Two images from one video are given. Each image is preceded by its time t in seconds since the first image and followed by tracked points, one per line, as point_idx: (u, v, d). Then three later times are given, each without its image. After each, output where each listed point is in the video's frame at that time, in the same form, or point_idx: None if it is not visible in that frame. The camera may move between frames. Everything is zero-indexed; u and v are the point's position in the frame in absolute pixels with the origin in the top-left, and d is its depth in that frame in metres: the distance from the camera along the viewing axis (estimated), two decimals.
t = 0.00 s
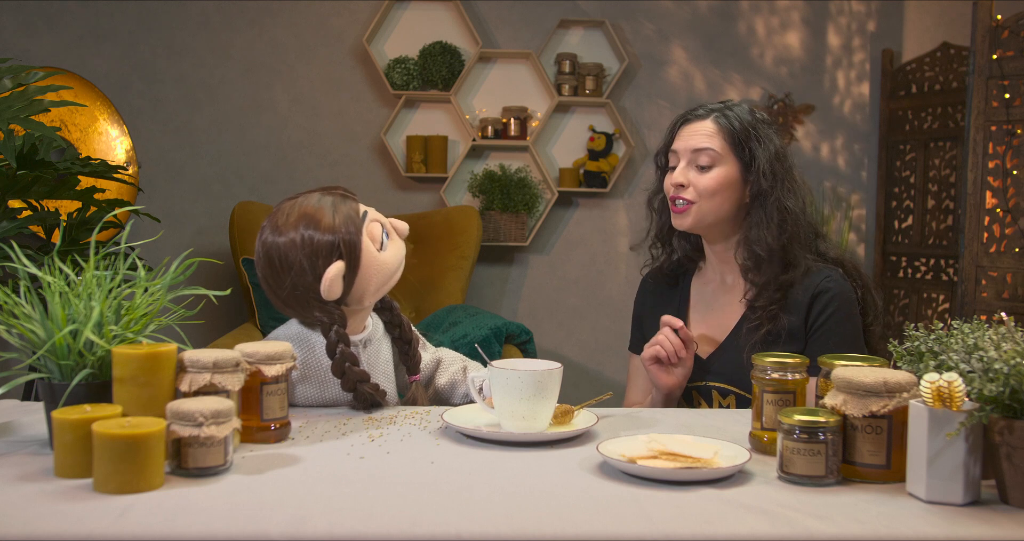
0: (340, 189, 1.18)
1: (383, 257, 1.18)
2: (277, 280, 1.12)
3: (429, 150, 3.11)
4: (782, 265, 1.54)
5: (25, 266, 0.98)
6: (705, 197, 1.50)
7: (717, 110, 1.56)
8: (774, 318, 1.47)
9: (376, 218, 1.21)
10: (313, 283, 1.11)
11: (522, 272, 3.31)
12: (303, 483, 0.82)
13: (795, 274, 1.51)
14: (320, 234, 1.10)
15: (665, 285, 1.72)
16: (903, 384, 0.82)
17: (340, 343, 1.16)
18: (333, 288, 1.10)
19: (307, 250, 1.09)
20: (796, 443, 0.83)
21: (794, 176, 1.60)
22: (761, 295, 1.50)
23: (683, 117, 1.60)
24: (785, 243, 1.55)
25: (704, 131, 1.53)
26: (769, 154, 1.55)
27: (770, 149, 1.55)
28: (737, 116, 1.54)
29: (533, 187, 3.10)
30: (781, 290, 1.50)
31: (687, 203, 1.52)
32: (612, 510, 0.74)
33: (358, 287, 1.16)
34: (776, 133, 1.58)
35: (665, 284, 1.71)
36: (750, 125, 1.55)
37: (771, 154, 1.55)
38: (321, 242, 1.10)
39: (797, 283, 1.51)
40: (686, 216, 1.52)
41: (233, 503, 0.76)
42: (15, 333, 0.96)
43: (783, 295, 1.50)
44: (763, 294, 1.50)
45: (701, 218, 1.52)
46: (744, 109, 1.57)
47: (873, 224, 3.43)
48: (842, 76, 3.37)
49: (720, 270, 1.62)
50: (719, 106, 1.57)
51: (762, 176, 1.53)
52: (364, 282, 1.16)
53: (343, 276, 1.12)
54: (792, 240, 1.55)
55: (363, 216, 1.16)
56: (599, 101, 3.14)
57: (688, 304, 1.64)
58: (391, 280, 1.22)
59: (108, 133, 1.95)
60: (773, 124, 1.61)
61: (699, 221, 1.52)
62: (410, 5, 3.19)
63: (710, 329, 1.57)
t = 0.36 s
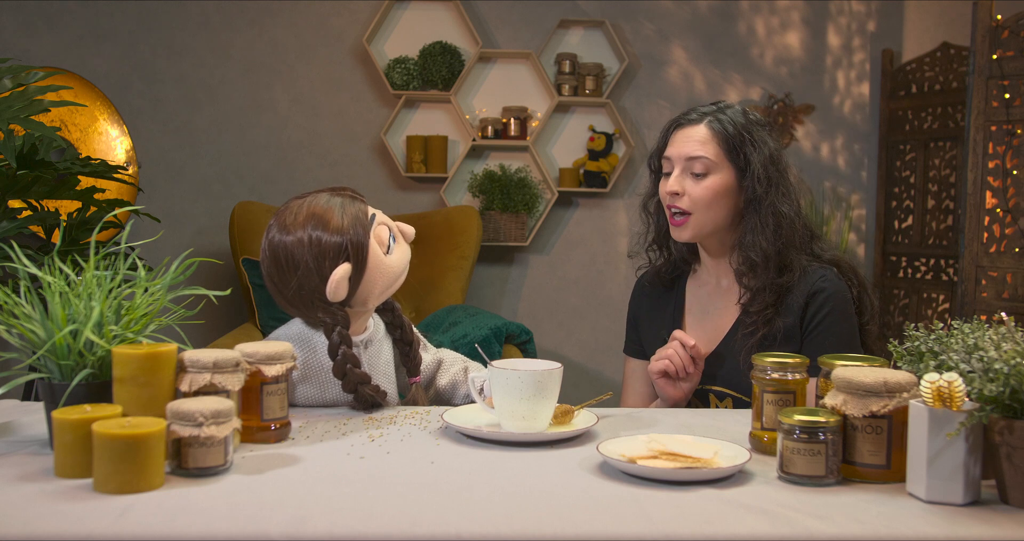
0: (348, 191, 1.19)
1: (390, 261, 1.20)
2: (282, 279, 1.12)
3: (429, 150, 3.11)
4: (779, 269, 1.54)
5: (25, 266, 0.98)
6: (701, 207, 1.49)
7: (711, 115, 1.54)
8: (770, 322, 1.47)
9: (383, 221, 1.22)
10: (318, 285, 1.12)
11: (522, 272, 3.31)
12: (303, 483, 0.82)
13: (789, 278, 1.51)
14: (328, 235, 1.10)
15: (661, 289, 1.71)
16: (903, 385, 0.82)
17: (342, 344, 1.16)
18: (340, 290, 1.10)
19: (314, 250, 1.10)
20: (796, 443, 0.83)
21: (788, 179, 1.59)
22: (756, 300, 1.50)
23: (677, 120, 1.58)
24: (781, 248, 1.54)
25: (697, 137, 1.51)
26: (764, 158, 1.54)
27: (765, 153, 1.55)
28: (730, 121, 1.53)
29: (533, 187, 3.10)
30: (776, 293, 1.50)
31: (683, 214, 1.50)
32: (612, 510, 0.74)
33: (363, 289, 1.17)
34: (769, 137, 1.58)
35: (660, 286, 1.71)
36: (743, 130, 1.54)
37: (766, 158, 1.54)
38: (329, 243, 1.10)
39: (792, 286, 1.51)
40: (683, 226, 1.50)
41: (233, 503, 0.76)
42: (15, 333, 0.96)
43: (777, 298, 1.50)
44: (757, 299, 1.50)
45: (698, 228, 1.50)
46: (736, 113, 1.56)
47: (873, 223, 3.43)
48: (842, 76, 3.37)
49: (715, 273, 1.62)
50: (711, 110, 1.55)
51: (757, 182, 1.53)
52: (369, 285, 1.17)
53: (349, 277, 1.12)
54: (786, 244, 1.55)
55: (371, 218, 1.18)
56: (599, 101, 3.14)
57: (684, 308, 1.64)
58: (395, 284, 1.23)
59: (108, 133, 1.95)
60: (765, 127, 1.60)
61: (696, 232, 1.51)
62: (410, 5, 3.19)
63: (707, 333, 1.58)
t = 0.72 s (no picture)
0: (346, 191, 1.19)
1: (389, 260, 1.20)
2: (281, 280, 1.12)
3: (429, 150, 3.11)
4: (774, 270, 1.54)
5: (25, 266, 0.98)
6: (694, 207, 1.49)
7: (701, 116, 1.54)
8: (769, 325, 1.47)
9: (381, 220, 1.22)
10: (318, 285, 1.12)
11: (522, 272, 3.31)
12: (303, 483, 0.82)
13: (788, 280, 1.52)
14: (327, 235, 1.10)
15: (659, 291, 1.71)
16: (903, 384, 0.82)
17: (342, 344, 1.17)
18: (339, 290, 1.10)
19: (313, 251, 1.10)
20: (795, 443, 0.83)
21: (782, 179, 1.59)
22: (754, 302, 1.50)
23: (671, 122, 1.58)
24: (775, 249, 1.55)
25: (689, 139, 1.51)
26: (755, 156, 1.53)
27: (756, 151, 1.54)
28: (720, 121, 1.52)
29: (533, 187, 3.10)
30: (773, 295, 1.50)
31: (678, 215, 1.50)
32: (612, 510, 0.74)
33: (363, 289, 1.17)
34: (762, 135, 1.57)
35: (659, 287, 1.71)
36: (734, 130, 1.53)
37: (758, 157, 1.54)
38: (328, 243, 1.10)
39: (790, 287, 1.51)
40: (677, 226, 1.50)
41: (233, 503, 0.76)
42: (15, 333, 0.96)
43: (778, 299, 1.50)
44: (754, 301, 1.51)
45: (690, 228, 1.50)
46: (726, 113, 1.55)
47: (873, 223, 3.43)
48: (842, 76, 3.37)
49: (714, 275, 1.62)
50: (702, 111, 1.55)
51: (748, 181, 1.53)
52: (368, 284, 1.17)
53: (348, 277, 1.13)
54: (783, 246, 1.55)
55: (370, 218, 1.18)
56: (599, 101, 3.14)
57: (683, 309, 1.64)
58: (394, 283, 1.23)
59: (108, 133, 1.95)
60: (757, 124, 1.59)
61: (689, 231, 1.50)
62: (410, 5, 3.19)
63: (706, 334, 1.57)
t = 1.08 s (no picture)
0: (368, 192, 1.20)
1: (399, 268, 1.19)
2: (289, 269, 1.12)
3: (429, 150, 3.11)
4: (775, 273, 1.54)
5: (25, 266, 0.98)
6: (689, 212, 1.49)
7: (695, 120, 1.54)
8: (768, 331, 1.47)
9: (397, 226, 1.21)
10: (323, 282, 1.12)
11: (522, 272, 3.31)
12: (303, 483, 0.82)
13: (789, 284, 1.52)
14: (340, 234, 1.11)
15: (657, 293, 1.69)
16: (903, 385, 0.82)
17: (339, 342, 1.17)
18: (343, 289, 1.11)
19: (324, 247, 1.10)
20: (795, 443, 0.83)
21: (780, 184, 1.59)
22: (755, 306, 1.50)
23: (666, 125, 1.59)
24: (775, 253, 1.55)
25: (684, 145, 1.51)
26: (752, 160, 1.53)
27: (752, 154, 1.54)
28: (714, 125, 1.52)
29: (533, 187, 3.10)
30: (774, 299, 1.50)
31: (673, 220, 1.50)
32: (612, 510, 0.74)
33: (367, 291, 1.16)
34: (758, 138, 1.57)
35: (657, 288, 1.70)
36: (729, 134, 1.53)
37: (755, 161, 1.54)
38: (339, 243, 1.11)
39: (790, 290, 1.51)
40: (673, 230, 1.51)
41: (233, 503, 0.76)
42: (15, 333, 0.96)
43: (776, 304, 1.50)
44: (754, 305, 1.50)
45: (686, 233, 1.51)
46: (722, 117, 1.55)
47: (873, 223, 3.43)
48: (842, 76, 3.37)
49: (710, 276, 1.62)
50: (695, 115, 1.55)
51: (745, 187, 1.53)
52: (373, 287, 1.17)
53: (354, 278, 1.13)
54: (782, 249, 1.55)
55: (386, 222, 1.18)
56: (599, 101, 3.14)
57: (681, 309, 1.63)
58: (398, 291, 1.22)
59: (108, 133, 1.95)
60: (754, 127, 1.59)
61: (685, 237, 1.51)
62: (410, 5, 3.19)
63: (704, 336, 1.57)
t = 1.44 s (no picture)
0: (370, 192, 1.20)
1: (400, 268, 1.19)
2: (291, 269, 1.12)
3: (429, 150, 3.11)
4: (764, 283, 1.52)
5: (25, 266, 0.98)
6: (683, 235, 1.44)
7: (678, 139, 1.49)
8: (759, 341, 1.48)
9: (398, 227, 1.21)
10: (324, 282, 1.12)
11: (522, 272, 3.31)
12: (303, 483, 0.82)
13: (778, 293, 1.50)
14: (342, 234, 1.11)
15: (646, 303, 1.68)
16: (903, 384, 0.82)
17: (340, 342, 1.16)
18: (344, 289, 1.11)
19: (326, 247, 1.10)
20: (796, 443, 0.83)
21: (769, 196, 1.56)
22: (746, 320, 1.49)
23: (649, 142, 1.53)
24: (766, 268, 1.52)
25: (669, 167, 1.46)
26: (739, 176, 1.50)
27: (739, 169, 1.50)
28: (699, 142, 1.48)
29: (533, 187, 3.10)
30: (763, 310, 1.50)
31: (665, 243, 1.45)
32: (612, 510, 0.74)
33: (368, 291, 1.16)
34: (744, 151, 1.53)
35: (646, 301, 1.68)
36: (714, 151, 1.49)
37: (742, 176, 1.50)
38: (341, 243, 1.11)
39: (780, 300, 1.50)
40: (667, 254, 1.46)
41: (233, 503, 0.76)
42: (15, 333, 0.96)
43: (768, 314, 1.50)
44: (744, 320, 1.49)
45: (680, 256, 1.46)
46: (703, 133, 1.51)
47: (873, 224, 3.43)
48: (842, 76, 3.37)
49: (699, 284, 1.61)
50: (676, 134, 1.50)
51: (736, 204, 1.49)
52: (374, 288, 1.16)
53: (356, 278, 1.13)
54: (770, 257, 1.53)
55: (388, 223, 1.18)
56: (599, 101, 3.14)
57: (672, 318, 1.62)
58: (398, 292, 1.22)
59: (108, 133, 1.95)
60: (735, 138, 1.56)
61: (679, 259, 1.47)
62: (410, 5, 3.19)
63: (699, 344, 1.57)
